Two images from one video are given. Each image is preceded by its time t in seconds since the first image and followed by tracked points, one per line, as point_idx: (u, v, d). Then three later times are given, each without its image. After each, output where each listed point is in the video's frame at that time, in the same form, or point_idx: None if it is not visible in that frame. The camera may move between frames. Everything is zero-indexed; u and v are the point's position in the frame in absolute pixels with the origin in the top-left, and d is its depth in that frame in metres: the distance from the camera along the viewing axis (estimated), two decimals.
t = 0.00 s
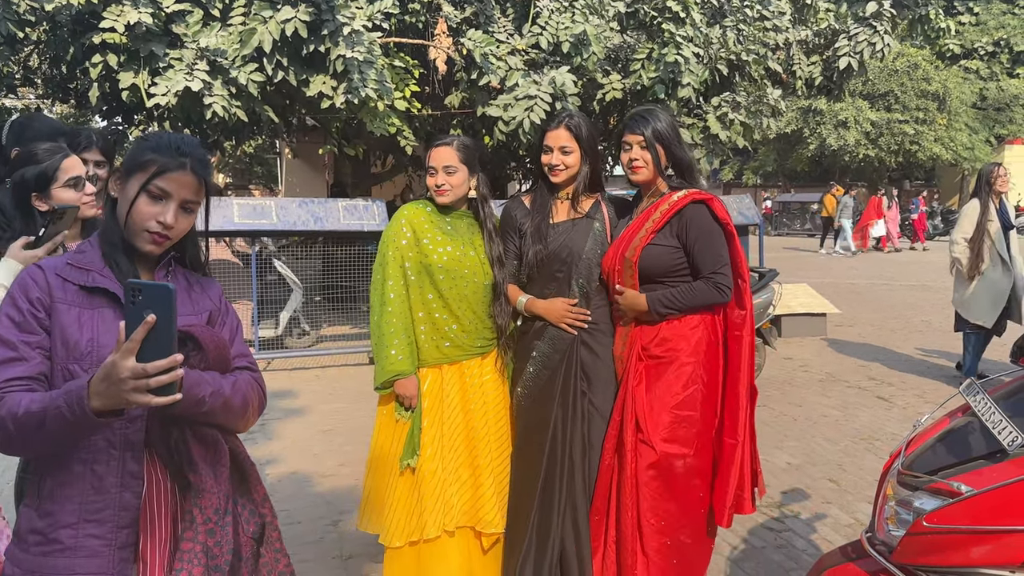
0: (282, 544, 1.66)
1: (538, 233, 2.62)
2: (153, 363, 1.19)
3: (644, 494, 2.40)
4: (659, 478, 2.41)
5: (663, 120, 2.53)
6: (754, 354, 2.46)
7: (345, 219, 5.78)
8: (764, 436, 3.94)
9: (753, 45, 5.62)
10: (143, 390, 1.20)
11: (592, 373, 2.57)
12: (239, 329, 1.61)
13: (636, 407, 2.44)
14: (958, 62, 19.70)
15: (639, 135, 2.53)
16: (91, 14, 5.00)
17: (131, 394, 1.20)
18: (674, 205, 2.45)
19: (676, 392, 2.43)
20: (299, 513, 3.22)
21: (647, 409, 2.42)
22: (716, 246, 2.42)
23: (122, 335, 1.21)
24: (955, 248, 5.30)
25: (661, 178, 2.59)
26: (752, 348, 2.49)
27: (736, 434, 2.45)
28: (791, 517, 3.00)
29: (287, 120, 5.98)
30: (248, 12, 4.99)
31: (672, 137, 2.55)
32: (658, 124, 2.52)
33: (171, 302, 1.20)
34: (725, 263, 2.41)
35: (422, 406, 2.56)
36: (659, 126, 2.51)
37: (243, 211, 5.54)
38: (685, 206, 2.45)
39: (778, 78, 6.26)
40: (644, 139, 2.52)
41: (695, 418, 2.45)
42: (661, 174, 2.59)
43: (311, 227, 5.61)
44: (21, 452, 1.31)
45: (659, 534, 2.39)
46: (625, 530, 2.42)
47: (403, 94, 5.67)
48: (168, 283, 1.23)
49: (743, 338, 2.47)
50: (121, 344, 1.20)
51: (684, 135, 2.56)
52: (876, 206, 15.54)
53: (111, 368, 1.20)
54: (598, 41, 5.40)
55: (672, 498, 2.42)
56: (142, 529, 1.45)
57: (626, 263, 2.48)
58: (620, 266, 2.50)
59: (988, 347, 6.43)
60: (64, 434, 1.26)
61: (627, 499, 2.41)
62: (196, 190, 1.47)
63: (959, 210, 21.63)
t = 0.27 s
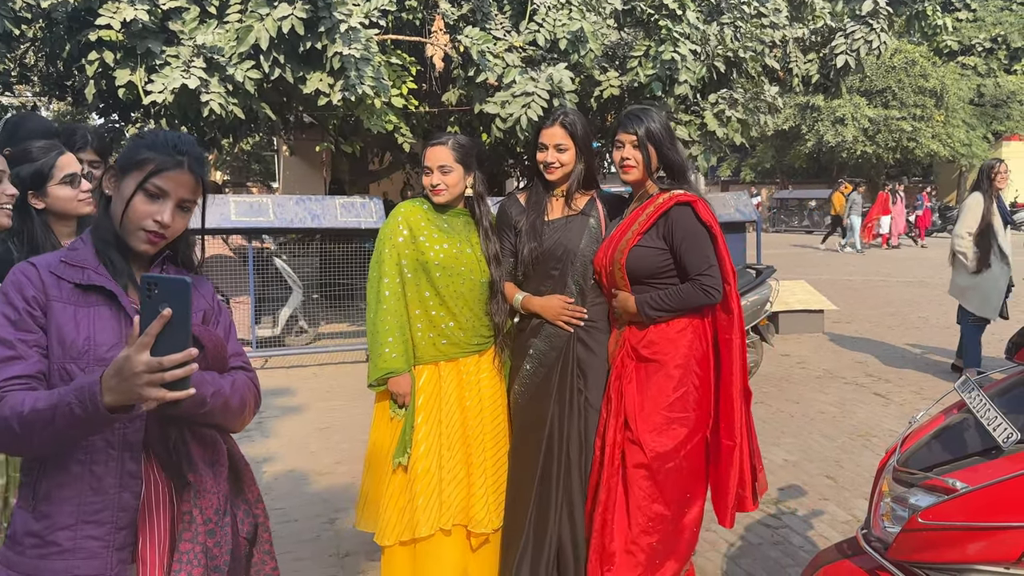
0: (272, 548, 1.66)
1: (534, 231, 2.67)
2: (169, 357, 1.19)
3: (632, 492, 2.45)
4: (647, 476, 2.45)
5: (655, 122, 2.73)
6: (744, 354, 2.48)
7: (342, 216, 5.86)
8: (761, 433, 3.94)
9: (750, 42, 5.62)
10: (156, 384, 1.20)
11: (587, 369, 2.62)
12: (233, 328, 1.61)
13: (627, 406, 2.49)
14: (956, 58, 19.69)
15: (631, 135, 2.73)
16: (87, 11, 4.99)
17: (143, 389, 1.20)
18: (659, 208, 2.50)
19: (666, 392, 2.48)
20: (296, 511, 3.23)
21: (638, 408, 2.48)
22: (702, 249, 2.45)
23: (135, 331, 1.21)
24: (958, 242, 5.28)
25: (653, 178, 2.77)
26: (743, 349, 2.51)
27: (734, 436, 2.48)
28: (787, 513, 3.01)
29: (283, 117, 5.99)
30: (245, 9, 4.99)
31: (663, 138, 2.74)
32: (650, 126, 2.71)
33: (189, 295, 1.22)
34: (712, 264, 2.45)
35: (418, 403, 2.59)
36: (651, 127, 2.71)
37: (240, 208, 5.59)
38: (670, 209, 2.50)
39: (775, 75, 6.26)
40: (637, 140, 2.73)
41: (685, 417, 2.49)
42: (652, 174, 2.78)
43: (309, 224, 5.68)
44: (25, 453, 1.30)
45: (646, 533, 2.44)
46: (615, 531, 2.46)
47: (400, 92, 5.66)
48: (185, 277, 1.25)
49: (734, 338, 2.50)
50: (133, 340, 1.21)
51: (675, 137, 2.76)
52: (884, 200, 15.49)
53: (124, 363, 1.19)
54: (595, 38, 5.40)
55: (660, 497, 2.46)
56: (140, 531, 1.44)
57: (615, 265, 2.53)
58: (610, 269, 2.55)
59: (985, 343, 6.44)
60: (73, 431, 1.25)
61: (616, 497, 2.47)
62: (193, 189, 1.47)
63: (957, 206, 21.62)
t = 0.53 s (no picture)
0: (264, 545, 1.67)
1: (530, 227, 2.73)
2: (186, 354, 1.20)
3: (627, 488, 2.52)
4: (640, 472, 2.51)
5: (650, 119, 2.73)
6: (732, 351, 2.54)
7: (339, 213, 5.82)
8: (758, 430, 3.94)
9: (748, 38, 5.61)
10: (172, 381, 1.20)
11: (580, 366, 2.67)
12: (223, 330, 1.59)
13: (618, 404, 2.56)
14: (955, 55, 19.70)
15: (626, 134, 2.74)
16: (82, 8, 4.97)
17: (159, 386, 1.20)
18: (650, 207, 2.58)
19: (656, 389, 2.54)
20: (291, 509, 3.22)
21: (628, 406, 2.54)
22: (692, 247, 2.53)
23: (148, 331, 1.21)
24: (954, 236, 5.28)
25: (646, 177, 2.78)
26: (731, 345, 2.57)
27: (720, 436, 2.55)
28: (784, 510, 3.01)
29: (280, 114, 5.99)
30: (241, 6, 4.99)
31: (658, 138, 2.73)
32: (645, 124, 2.71)
33: (205, 293, 1.25)
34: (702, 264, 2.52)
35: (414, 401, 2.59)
36: (646, 126, 2.71)
37: (236, 206, 5.58)
38: (661, 208, 2.58)
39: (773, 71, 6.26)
40: (632, 138, 2.74)
41: (676, 414, 2.55)
42: (646, 172, 2.79)
43: (305, 222, 5.66)
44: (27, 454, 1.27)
45: (646, 531, 2.49)
46: (614, 529, 2.52)
47: (397, 88, 5.65)
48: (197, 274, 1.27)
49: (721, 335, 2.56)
50: (147, 340, 1.21)
51: (670, 136, 2.75)
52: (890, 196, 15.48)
53: (140, 361, 1.19)
54: (593, 34, 5.39)
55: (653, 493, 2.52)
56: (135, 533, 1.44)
57: (606, 263, 2.61)
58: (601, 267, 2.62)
59: (982, 339, 6.44)
60: (81, 430, 1.24)
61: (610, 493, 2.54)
62: (190, 188, 1.47)
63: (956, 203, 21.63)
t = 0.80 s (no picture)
0: (292, 533, 1.66)
1: (526, 223, 2.74)
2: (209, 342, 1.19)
3: (623, 485, 2.55)
4: (635, 470, 2.54)
5: (651, 116, 2.72)
6: (726, 346, 2.55)
7: (336, 210, 5.80)
8: (756, 426, 3.95)
9: (746, 34, 5.60)
10: (196, 371, 1.19)
11: (576, 363, 2.68)
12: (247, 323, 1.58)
13: (612, 404, 2.58)
14: (953, 51, 19.69)
15: (626, 131, 2.73)
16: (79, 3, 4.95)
17: (184, 376, 1.19)
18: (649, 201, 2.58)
19: (651, 387, 2.56)
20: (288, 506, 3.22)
21: (623, 404, 2.57)
22: (692, 243, 2.54)
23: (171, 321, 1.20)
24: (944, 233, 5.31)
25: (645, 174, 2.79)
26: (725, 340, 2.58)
27: (702, 432, 2.53)
28: (781, 507, 3.01)
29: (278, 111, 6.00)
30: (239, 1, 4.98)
31: (656, 136, 2.73)
32: (644, 122, 2.71)
33: (226, 280, 1.24)
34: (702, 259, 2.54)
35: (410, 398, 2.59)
36: (645, 124, 2.71)
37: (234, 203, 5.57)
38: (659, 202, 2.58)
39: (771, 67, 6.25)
40: (630, 136, 2.73)
41: (670, 410, 2.57)
42: (643, 170, 2.79)
43: (303, 219, 5.65)
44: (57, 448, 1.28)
45: (641, 530, 2.54)
46: (611, 527, 2.56)
47: (394, 84, 5.65)
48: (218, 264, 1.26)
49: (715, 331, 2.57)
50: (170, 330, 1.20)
51: (670, 134, 2.75)
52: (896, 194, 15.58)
53: (163, 352, 1.18)
54: (590, 30, 5.38)
55: (649, 490, 2.55)
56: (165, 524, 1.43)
57: (603, 256, 2.63)
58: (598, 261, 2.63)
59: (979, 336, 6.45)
60: (110, 422, 1.24)
61: (605, 493, 2.57)
62: (210, 182, 1.45)
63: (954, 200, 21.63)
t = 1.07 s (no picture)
0: (321, 523, 1.66)
1: (525, 221, 2.74)
2: (196, 324, 1.18)
3: (622, 482, 2.55)
4: (634, 467, 2.54)
5: (654, 117, 2.71)
6: (724, 342, 2.54)
7: (336, 207, 5.79)
8: (755, 423, 3.95)
9: (745, 31, 5.58)
10: (187, 353, 1.19)
11: (575, 360, 2.68)
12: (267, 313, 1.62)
13: (611, 401, 2.58)
14: (952, 48, 19.69)
15: (628, 132, 2.73)
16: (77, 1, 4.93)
17: (176, 359, 1.18)
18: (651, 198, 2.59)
19: (649, 384, 2.56)
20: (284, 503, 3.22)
21: (621, 402, 2.57)
22: (693, 242, 2.55)
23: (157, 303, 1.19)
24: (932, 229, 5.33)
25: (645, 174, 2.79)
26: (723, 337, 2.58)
27: (704, 431, 2.54)
28: (779, 503, 3.02)
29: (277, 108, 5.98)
30: None
31: (660, 138, 2.73)
32: (647, 124, 2.71)
33: (202, 259, 1.23)
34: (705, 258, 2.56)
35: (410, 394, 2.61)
36: (647, 126, 2.71)
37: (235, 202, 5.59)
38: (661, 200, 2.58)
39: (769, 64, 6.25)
40: (632, 137, 2.74)
41: (668, 407, 2.57)
42: (644, 171, 2.80)
43: (302, 216, 5.66)
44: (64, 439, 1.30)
45: (639, 526, 2.55)
46: (611, 524, 2.56)
47: (393, 82, 5.65)
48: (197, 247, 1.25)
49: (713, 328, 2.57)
50: (158, 313, 1.19)
51: (673, 137, 2.75)
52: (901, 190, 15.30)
53: (152, 337, 1.17)
54: (589, 27, 5.37)
55: (648, 486, 2.55)
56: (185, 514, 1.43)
57: (601, 254, 2.62)
58: (599, 259, 2.63)
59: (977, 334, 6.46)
60: (109, 412, 1.24)
61: (604, 490, 2.57)
62: (226, 176, 1.46)
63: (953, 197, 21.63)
